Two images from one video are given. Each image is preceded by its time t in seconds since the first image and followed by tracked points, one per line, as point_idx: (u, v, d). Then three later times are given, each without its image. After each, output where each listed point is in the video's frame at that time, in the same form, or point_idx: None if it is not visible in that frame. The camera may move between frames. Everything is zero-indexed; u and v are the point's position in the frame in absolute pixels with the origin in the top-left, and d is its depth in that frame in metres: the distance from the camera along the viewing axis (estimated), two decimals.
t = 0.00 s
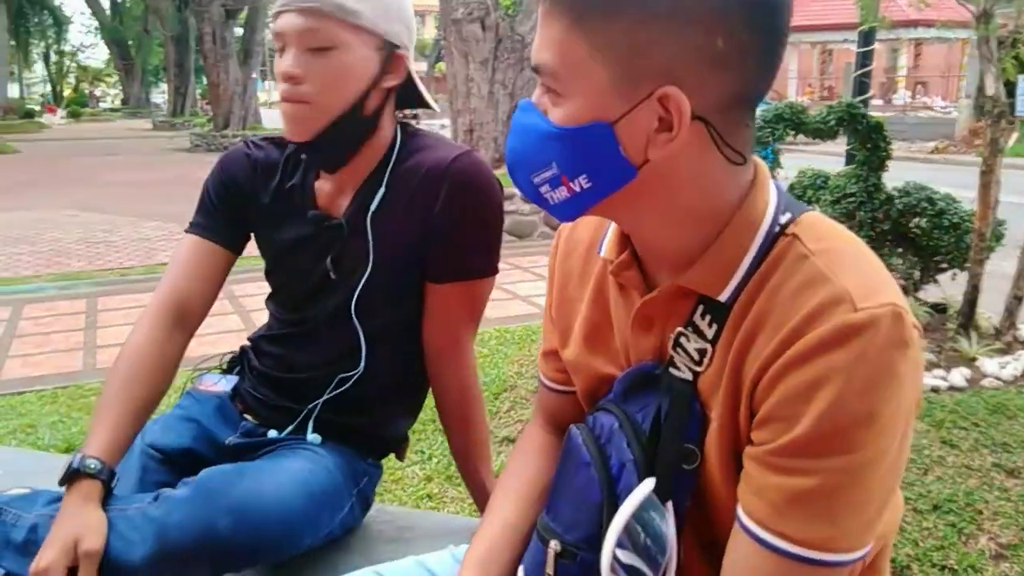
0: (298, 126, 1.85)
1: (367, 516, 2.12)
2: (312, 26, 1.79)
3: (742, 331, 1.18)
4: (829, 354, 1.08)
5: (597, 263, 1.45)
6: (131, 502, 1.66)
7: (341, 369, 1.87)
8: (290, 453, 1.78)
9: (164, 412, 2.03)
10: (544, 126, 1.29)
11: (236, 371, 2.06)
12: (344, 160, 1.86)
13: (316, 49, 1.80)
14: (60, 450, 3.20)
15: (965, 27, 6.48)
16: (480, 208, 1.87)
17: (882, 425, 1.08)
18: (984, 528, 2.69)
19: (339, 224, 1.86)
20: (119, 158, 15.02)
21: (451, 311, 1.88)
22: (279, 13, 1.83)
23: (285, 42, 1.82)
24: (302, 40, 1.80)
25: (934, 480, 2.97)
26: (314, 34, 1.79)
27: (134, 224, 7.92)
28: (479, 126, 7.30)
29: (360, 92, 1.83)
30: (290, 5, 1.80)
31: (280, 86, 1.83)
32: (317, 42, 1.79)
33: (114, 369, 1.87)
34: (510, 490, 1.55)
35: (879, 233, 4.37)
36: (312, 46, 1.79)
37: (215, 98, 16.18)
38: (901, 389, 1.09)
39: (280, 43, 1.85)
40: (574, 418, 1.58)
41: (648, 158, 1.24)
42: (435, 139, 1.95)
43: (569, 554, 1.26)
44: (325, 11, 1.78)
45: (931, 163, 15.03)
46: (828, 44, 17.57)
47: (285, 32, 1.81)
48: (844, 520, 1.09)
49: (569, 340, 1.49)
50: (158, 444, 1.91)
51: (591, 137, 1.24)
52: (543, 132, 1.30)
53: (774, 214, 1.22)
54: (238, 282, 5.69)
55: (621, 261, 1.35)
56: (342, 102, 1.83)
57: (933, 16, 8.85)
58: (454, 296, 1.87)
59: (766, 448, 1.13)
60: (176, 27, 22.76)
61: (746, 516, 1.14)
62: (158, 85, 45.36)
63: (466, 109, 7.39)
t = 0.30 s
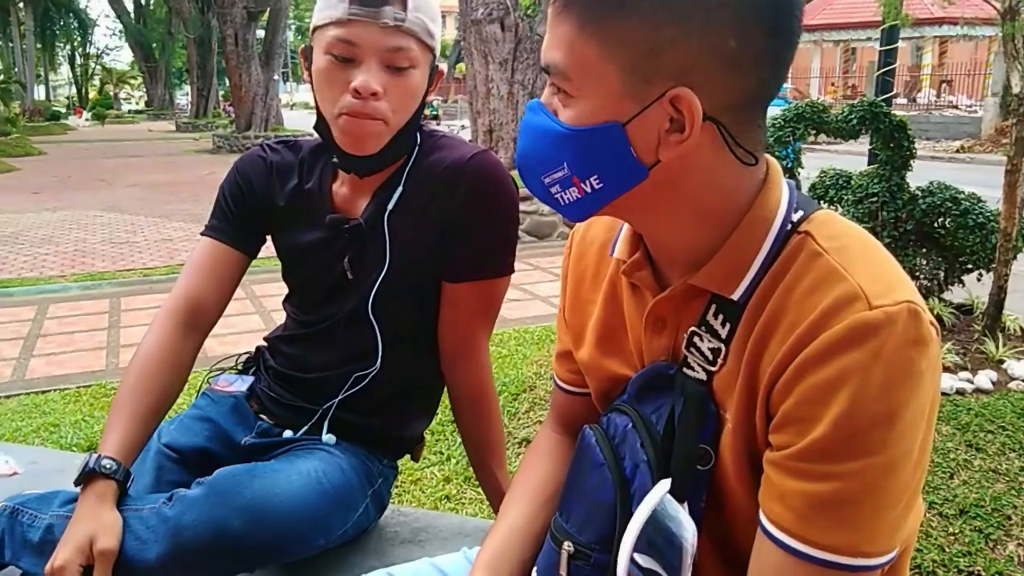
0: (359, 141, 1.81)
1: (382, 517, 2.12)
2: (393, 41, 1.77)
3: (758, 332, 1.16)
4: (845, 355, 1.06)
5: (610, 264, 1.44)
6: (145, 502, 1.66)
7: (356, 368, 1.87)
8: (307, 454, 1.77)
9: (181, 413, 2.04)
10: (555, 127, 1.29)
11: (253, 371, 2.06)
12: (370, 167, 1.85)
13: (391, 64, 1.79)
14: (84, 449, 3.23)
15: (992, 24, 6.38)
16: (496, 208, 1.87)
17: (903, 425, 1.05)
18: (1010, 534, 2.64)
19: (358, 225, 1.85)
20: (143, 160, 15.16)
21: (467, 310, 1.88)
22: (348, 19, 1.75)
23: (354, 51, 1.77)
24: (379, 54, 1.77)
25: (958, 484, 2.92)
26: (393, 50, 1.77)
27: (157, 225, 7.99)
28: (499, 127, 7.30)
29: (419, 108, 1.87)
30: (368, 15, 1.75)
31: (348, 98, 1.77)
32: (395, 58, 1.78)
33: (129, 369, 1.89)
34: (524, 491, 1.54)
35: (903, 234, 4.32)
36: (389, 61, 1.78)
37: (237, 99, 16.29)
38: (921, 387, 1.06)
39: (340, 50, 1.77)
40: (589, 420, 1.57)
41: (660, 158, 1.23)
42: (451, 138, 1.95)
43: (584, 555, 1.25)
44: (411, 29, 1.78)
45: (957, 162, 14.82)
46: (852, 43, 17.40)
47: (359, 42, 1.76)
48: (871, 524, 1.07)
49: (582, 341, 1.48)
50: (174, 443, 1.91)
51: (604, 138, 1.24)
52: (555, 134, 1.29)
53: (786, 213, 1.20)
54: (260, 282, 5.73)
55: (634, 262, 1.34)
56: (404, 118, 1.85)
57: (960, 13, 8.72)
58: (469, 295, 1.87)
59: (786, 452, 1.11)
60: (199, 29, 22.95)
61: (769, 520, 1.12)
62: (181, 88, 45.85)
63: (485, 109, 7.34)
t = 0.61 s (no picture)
0: (377, 145, 1.83)
1: (389, 517, 2.13)
2: (416, 48, 1.79)
3: (767, 333, 1.17)
4: (858, 353, 1.06)
5: (613, 268, 1.44)
6: (151, 503, 1.68)
7: (359, 368, 1.88)
8: (311, 456, 1.79)
9: (188, 412, 2.06)
10: (556, 130, 1.29)
11: (259, 371, 2.08)
12: (382, 171, 1.88)
13: (413, 70, 1.81)
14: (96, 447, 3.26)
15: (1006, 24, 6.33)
16: (503, 210, 1.87)
17: (918, 422, 1.05)
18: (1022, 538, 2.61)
19: (366, 224, 1.87)
20: (156, 160, 15.26)
21: (472, 311, 1.89)
22: (372, 24, 1.76)
23: (377, 57, 1.78)
24: (402, 60, 1.79)
25: (969, 488, 2.90)
26: (416, 58, 1.80)
27: (170, 225, 8.04)
28: (510, 128, 7.30)
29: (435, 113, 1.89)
30: (393, 22, 1.77)
31: (370, 103, 1.79)
32: (417, 64, 1.80)
33: (137, 368, 1.91)
34: (525, 491, 1.55)
35: (914, 235, 4.30)
36: (412, 67, 1.80)
37: (250, 100, 16.38)
38: (933, 384, 1.07)
39: (363, 54, 1.78)
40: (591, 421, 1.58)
41: (665, 158, 1.23)
42: (459, 139, 1.96)
43: (587, 556, 1.25)
44: (434, 37, 1.81)
45: (972, 163, 14.71)
46: (866, 43, 17.30)
47: (383, 48, 1.77)
48: (890, 522, 1.07)
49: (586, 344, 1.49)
50: (180, 442, 1.93)
51: (607, 138, 1.24)
52: (557, 136, 1.29)
53: (791, 211, 1.20)
54: (272, 282, 5.76)
55: (637, 264, 1.35)
56: (422, 123, 1.88)
57: (975, 12, 8.65)
58: (475, 295, 1.88)
59: (800, 453, 1.11)
60: (212, 31, 23.07)
61: (787, 523, 1.12)
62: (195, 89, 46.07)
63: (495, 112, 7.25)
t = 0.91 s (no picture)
0: (381, 142, 1.81)
1: (393, 517, 2.11)
2: (422, 44, 1.77)
3: (771, 330, 1.14)
4: (861, 348, 1.03)
5: (620, 269, 1.43)
6: (154, 501, 1.66)
7: (366, 368, 1.87)
8: (314, 455, 1.77)
9: (192, 412, 2.04)
10: (555, 137, 1.26)
11: (264, 370, 2.06)
12: (384, 171, 1.86)
13: (418, 66, 1.79)
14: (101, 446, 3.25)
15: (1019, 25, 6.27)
16: (507, 207, 1.85)
17: (924, 418, 1.03)
18: None
19: (369, 223, 1.84)
20: (164, 160, 15.29)
21: (476, 309, 1.87)
22: (377, 20, 1.74)
23: (383, 53, 1.75)
24: (407, 56, 1.76)
25: (980, 491, 2.87)
26: (422, 53, 1.78)
27: (178, 224, 8.05)
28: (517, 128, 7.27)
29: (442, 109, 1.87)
30: (398, 17, 1.74)
31: (375, 99, 1.76)
32: (423, 59, 1.78)
33: (140, 368, 1.89)
34: (533, 493, 1.53)
35: (925, 236, 4.26)
36: (418, 62, 1.78)
37: (258, 101, 16.41)
38: (940, 380, 1.03)
39: (368, 50, 1.75)
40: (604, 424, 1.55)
41: (668, 157, 1.20)
42: (461, 138, 1.94)
43: (591, 555, 1.23)
44: (439, 33, 1.79)
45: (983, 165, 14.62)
46: (876, 43, 17.20)
47: (388, 44, 1.74)
48: (898, 520, 1.04)
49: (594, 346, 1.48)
50: (185, 442, 1.91)
51: (606, 139, 1.21)
52: (557, 143, 1.26)
53: (795, 206, 1.18)
54: (279, 281, 5.75)
55: (645, 264, 1.33)
56: (429, 118, 1.85)
57: (986, 12, 8.59)
58: (480, 294, 1.87)
59: (805, 450, 1.08)
60: (220, 31, 23.11)
61: (794, 523, 1.10)
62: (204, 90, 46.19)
63: (505, 110, 7.30)
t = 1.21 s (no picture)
0: (381, 140, 1.83)
1: (395, 514, 2.13)
2: (422, 44, 1.79)
3: (770, 315, 1.16)
4: (858, 326, 1.05)
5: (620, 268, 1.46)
6: (157, 496, 1.70)
7: (367, 364, 1.89)
8: (316, 450, 1.79)
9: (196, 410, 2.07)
10: (564, 187, 1.26)
11: (267, 368, 2.09)
12: (385, 168, 1.89)
13: (419, 65, 1.81)
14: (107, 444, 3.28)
15: None
16: (506, 207, 1.88)
17: (920, 396, 1.04)
18: None
19: (369, 223, 1.87)
20: (169, 160, 15.34)
21: (477, 307, 1.90)
22: (378, 21, 1.76)
23: (384, 54, 1.78)
24: (408, 56, 1.79)
25: (982, 490, 2.88)
26: (422, 53, 1.80)
27: (183, 224, 8.09)
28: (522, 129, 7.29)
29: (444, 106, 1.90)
30: (399, 18, 1.76)
31: (375, 98, 1.79)
32: (424, 59, 1.81)
33: (142, 366, 1.92)
34: (536, 490, 1.56)
35: (928, 236, 4.27)
36: (418, 63, 1.80)
37: (264, 101, 16.46)
38: (936, 359, 1.05)
39: (370, 51, 1.78)
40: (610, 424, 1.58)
41: (680, 166, 1.21)
42: (462, 137, 1.96)
43: (591, 543, 1.25)
44: (441, 34, 1.81)
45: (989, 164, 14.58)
46: (883, 43, 17.16)
47: (390, 44, 1.77)
48: (896, 495, 1.05)
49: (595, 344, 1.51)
50: (188, 438, 1.94)
51: (621, 173, 1.21)
52: (570, 194, 1.26)
53: (791, 197, 1.20)
54: (284, 281, 5.78)
55: (645, 260, 1.35)
56: (431, 115, 1.88)
57: (991, 11, 8.58)
58: (479, 293, 1.89)
59: (804, 428, 1.11)
60: (226, 32, 23.17)
61: (793, 501, 1.12)
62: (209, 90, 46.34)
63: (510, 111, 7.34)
